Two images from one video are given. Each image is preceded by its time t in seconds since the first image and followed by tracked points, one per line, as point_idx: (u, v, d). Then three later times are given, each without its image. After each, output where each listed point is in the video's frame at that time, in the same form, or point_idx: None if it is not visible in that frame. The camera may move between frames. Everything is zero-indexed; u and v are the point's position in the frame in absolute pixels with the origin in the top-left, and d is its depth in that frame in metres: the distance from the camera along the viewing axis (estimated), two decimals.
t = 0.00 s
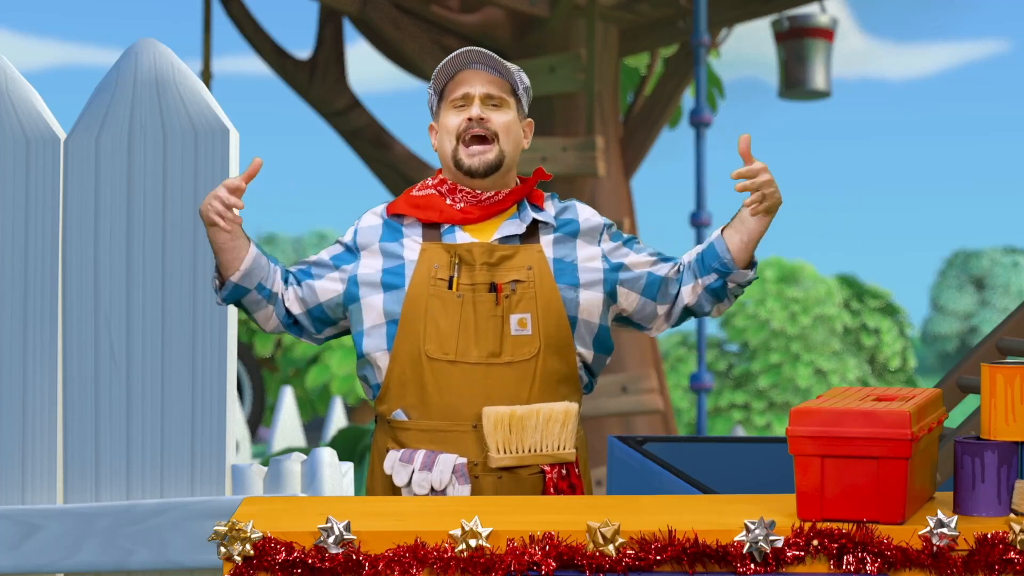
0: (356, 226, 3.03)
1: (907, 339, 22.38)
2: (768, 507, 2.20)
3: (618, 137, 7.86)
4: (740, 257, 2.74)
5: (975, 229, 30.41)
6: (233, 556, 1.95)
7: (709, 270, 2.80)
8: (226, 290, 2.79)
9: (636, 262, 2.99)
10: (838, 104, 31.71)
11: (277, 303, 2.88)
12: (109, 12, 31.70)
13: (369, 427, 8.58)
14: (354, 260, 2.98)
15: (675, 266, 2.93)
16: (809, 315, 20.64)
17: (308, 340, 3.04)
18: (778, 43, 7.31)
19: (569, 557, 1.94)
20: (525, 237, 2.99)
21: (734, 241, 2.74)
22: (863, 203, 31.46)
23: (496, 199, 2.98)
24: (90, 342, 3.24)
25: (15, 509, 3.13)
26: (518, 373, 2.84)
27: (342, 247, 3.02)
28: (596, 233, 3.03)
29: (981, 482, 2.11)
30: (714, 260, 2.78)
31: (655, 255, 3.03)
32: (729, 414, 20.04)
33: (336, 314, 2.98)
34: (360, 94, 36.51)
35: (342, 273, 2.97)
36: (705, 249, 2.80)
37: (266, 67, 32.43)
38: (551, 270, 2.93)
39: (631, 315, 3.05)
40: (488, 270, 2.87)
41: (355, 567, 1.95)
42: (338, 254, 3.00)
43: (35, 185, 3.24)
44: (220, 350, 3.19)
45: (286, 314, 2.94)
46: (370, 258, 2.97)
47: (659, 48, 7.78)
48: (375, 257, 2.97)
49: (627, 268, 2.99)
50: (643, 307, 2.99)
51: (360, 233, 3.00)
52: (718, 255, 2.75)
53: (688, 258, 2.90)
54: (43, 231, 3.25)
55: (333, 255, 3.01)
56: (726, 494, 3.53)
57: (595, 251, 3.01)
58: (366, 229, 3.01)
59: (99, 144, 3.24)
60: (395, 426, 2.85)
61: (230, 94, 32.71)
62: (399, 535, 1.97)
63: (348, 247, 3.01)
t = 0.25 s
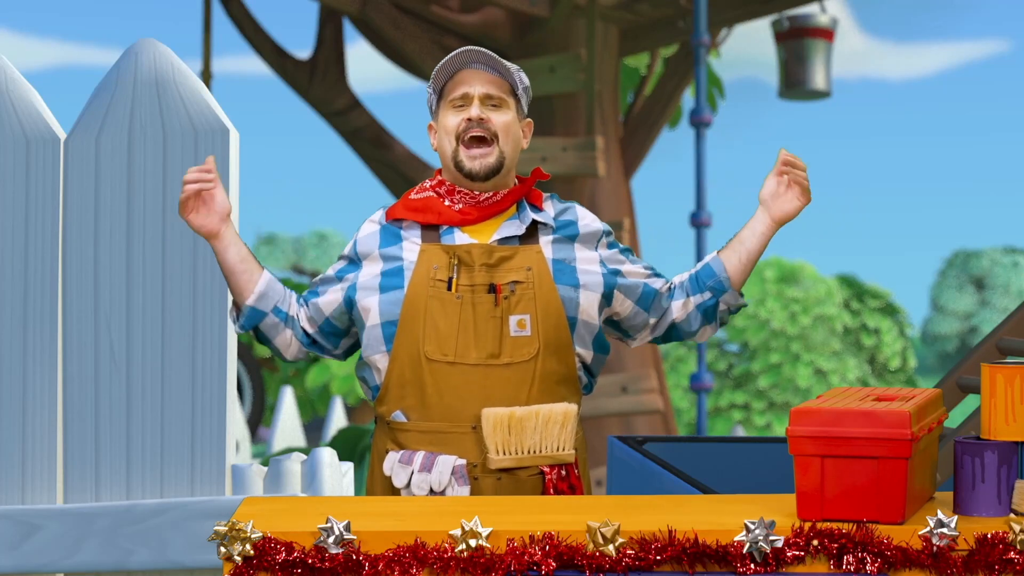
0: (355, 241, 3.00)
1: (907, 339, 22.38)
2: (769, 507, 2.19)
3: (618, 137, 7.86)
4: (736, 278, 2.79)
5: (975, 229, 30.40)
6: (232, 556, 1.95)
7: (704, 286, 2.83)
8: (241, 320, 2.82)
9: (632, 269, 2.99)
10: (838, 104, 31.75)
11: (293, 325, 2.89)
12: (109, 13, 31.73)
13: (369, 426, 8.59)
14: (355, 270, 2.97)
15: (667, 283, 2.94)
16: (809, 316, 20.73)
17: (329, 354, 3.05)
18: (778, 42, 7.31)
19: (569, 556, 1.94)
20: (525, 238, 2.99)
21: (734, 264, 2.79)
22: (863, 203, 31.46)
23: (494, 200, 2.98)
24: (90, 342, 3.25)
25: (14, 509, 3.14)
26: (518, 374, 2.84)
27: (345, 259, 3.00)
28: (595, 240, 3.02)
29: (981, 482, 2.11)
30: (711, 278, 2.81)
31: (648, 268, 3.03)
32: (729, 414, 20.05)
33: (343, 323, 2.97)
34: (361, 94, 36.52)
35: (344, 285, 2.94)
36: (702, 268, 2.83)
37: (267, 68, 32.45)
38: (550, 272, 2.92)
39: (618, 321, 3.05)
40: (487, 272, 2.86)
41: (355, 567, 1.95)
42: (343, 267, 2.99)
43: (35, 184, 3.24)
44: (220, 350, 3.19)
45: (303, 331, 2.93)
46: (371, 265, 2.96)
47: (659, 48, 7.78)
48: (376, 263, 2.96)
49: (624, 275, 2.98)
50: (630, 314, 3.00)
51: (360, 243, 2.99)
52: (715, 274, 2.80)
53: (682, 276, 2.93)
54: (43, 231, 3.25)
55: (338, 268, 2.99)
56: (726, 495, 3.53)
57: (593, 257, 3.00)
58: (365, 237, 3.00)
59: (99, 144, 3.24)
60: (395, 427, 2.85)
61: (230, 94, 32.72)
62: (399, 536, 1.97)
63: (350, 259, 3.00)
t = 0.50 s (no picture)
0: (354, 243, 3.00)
1: (907, 339, 22.39)
2: (768, 507, 2.19)
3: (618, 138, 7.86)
4: (735, 304, 2.74)
5: (975, 229, 30.41)
6: (232, 557, 1.95)
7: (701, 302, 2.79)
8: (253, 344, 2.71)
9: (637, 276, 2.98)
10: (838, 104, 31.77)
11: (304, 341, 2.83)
12: (109, 13, 31.74)
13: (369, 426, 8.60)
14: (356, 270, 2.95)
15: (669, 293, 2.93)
16: (808, 315, 20.53)
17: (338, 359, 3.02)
18: (778, 42, 7.32)
19: (569, 556, 1.94)
20: (524, 238, 2.99)
21: (735, 289, 2.73)
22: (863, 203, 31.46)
23: (494, 199, 2.98)
24: (90, 342, 3.24)
25: (14, 509, 3.13)
26: (517, 374, 2.84)
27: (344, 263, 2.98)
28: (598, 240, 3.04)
29: (981, 481, 2.11)
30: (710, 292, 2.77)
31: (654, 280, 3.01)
32: (729, 414, 20.09)
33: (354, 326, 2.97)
34: (360, 94, 36.53)
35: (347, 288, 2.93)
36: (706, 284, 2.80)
37: (267, 68, 32.46)
38: (549, 272, 2.92)
39: (611, 323, 3.04)
40: (486, 272, 2.86)
41: (355, 567, 1.95)
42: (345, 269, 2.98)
43: (35, 184, 3.25)
44: (220, 350, 3.19)
45: (318, 339, 2.92)
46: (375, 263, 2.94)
47: (658, 48, 7.78)
48: (383, 259, 2.94)
49: (626, 276, 2.99)
50: (622, 318, 3.00)
51: (358, 249, 2.98)
52: (715, 291, 2.75)
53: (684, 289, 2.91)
54: (43, 231, 3.24)
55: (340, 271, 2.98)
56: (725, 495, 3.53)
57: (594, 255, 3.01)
58: (365, 238, 2.99)
59: (99, 144, 3.24)
60: (395, 427, 2.85)
61: (230, 95, 32.73)
62: (399, 536, 1.97)
63: (348, 262, 2.98)
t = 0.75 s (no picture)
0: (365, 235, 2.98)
1: (908, 339, 22.38)
2: (769, 507, 2.20)
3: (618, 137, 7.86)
4: (716, 302, 2.68)
5: (976, 229, 30.41)
6: (233, 556, 1.95)
7: (685, 299, 2.75)
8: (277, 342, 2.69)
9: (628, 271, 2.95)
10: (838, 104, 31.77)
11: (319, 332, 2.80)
12: (109, 13, 31.74)
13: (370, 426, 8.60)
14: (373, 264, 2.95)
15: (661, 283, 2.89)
16: (808, 315, 20.64)
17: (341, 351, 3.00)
18: (778, 42, 7.32)
19: (569, 556, 1.94)
20: (525, 237, 3.00)
21: (717, 287, 2.67)
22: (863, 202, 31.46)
23: (497, 200, 2.99)
24: (90, 342, 3.24)
25: (14, 509, 3.13)
26: (518, 373, 2.84)
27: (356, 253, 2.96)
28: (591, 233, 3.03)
29: (981, 481, 2.11)
30: (693, 290, 2.73)
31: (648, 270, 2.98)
32: (729, 414, 20.10)
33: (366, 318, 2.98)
34: (361, 94, 36.51)
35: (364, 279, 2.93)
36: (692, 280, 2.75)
37: (267, 68, 32.44)
38: (550, 271, 2.92)
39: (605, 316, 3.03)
40: (488, 271, 2.86)
41: (355, 567, 1.95)
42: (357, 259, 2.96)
43: (35, 184, 3.24)
44: (220, 349, 3.19)
45: (331, 328, 2.90)
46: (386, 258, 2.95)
47: (658, 48, 7.79)
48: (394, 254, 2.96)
49: (609, 270, 2.97)
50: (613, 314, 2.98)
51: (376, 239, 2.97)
52: (698, 288, 2.70)
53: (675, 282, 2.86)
54: (43, 231, 3.24)
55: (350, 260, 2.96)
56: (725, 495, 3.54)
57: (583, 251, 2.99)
58: (371, 233, 2.99)
59: (99, 144, 3.24)
60: (396, 426, 2.85)
61: (230, 95, 32.70)
62: (399, 536, 1.97)
63: (358, 256, 2.96)
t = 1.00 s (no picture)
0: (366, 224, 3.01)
1: (907, 339, 22.39)
2: (768, 507, 2.20)
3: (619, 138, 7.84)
4: (711, 281, 2.70)
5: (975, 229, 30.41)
6: (233, 556, 1.95)
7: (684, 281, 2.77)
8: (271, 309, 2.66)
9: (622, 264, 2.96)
10: (837, 104, 31.79)
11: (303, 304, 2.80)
12: (110, 13, 31.77)
13: (369, 425, 8.60)
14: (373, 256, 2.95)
15: (661, 257, 2.89)
16: (809, 315, 20.72)
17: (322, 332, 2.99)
18: (778, 42, 7.32)
19: (569, 556, 1.94)
20: (525, 237, 2.99)
21: (708, 264, 2.69)
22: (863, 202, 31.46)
23: (497, 199, 2.99)
24: (90, 341, 3.24)
25: (14, 509, 3.13)
26: (519, 372, 2.84)
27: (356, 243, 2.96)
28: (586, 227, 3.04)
29: (981, 482, 2.11)
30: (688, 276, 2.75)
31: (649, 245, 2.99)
32: (728, 414, 20.01)
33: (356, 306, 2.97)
34: (360, 94, 36.53)
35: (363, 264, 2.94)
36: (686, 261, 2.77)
37: (267, 68, 32.44)
38: (551, 271, 2.93)
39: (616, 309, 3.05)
40: (490, 271, 2.86)
41: (355, 567, 1.95)
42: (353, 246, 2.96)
43: (35, 185, 3.24)
44: (220, 349, 3.19)
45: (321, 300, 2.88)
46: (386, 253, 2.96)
47: (657, 48, 7.80)
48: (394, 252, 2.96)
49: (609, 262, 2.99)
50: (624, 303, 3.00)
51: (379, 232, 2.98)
52: (693, 271, 2.72)
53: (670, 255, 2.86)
54: (43, 232, 3.24)
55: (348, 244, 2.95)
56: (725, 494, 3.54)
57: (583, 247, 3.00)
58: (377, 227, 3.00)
59: (99, 143, 3.24)
60: (398, 425, 2.85)
61: (230, 95, 32.71)
62: (399, 536, 1.97)
63: (360, 241, 2.97)
